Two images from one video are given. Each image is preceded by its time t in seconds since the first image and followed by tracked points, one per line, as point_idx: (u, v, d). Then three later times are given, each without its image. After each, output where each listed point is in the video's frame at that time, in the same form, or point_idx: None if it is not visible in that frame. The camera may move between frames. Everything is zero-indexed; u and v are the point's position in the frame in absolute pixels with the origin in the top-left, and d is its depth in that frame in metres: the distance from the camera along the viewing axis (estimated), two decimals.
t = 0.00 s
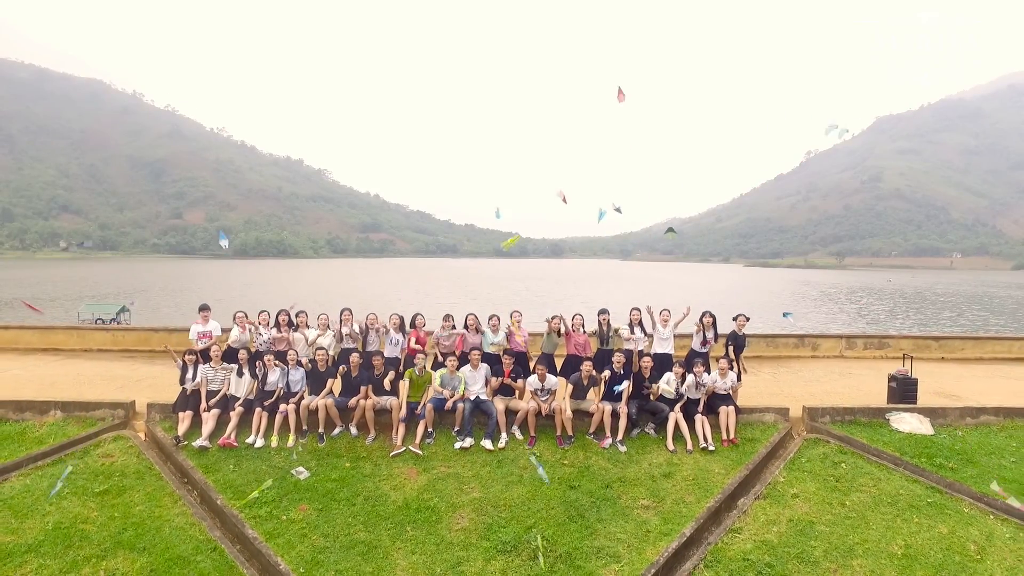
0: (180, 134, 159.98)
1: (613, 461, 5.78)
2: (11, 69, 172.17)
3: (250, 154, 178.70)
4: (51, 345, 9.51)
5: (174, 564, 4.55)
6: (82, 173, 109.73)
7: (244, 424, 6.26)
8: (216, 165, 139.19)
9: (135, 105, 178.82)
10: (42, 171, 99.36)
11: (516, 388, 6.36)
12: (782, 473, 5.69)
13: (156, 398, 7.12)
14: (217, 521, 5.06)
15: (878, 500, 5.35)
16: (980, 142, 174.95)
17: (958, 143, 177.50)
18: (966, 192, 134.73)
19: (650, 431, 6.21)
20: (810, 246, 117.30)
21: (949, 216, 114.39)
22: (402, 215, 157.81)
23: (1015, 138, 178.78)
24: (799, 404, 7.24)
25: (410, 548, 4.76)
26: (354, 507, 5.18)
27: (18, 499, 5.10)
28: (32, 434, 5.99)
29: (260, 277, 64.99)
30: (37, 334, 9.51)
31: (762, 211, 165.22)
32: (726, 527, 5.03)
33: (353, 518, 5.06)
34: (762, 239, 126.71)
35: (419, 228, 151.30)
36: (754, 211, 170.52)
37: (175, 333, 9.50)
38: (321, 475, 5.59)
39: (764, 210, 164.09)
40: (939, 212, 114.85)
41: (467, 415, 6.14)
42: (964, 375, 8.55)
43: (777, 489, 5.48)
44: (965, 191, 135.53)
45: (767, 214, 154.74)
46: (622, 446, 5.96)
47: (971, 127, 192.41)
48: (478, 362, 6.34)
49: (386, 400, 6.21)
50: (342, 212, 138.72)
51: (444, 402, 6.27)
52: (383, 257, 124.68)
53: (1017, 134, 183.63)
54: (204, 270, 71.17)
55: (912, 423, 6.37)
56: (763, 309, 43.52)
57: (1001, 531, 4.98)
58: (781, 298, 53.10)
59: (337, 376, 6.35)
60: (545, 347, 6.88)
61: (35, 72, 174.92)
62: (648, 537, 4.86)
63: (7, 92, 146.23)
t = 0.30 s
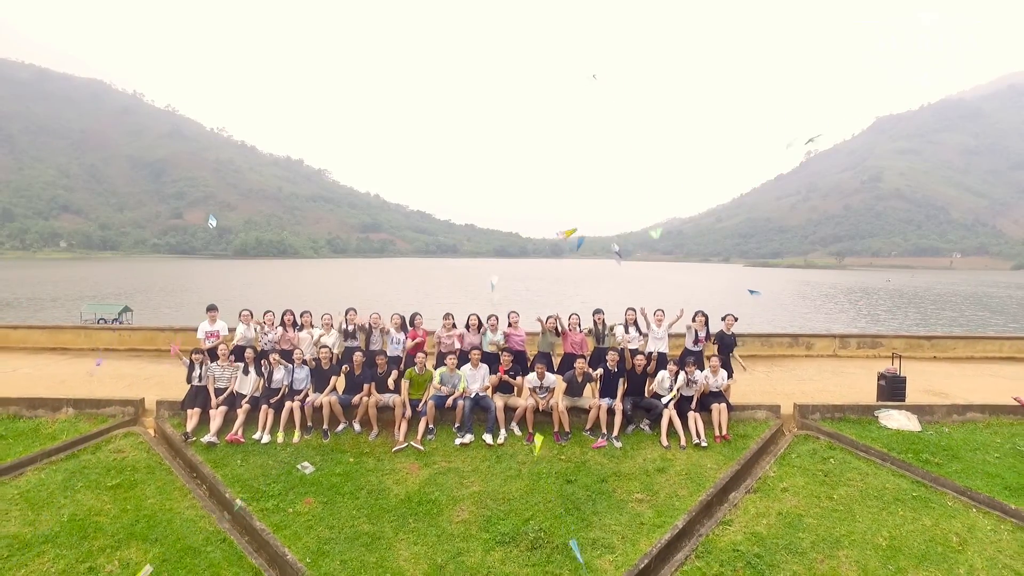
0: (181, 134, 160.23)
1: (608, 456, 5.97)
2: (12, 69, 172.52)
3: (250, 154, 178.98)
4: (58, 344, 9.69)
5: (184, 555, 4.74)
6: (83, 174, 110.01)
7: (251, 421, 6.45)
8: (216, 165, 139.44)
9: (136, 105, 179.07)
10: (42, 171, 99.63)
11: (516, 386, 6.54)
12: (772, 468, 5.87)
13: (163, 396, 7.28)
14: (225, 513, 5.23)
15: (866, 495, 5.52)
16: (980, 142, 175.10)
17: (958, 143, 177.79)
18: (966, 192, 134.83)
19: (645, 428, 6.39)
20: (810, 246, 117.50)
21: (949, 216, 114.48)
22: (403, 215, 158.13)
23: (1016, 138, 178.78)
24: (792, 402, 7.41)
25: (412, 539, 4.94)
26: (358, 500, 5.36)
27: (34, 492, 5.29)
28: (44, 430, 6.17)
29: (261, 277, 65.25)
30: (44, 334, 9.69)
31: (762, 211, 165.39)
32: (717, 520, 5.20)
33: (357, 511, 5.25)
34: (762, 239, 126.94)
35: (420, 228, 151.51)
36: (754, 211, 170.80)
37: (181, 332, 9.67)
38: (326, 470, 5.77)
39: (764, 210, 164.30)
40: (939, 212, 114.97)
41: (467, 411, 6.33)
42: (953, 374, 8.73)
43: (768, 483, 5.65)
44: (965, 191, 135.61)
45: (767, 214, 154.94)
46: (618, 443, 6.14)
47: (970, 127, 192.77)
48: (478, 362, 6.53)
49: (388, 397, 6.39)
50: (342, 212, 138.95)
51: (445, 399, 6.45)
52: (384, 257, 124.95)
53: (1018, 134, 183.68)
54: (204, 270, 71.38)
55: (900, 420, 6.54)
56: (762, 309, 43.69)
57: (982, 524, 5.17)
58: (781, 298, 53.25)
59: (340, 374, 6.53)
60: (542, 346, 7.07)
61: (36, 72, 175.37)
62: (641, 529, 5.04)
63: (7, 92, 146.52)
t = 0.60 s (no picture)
0: (181, 135, 160.63)
1: (604, 449, 6.20)
2: (12, 69, 173.02)
3: (250, 154, 179.39)
4: (70, 343, 9.95)
5: (199, 541, 5.02)
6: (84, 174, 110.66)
7: (260, 415, 6.71)
8: (216, 165, 139.77)
9: (136, 105, 179.59)
10: (43, 171, 100.05)
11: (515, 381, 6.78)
12: (760, 460, 6.11)
13: (173, 393, 7.54)
14: (236, 502, 5.49)
15: (849, 485, 5.78)
16: (980, 142, 175.33)
17: (958, 143, 178.12)
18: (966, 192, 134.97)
19: (638, 423, 6.64)
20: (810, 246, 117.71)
21: (949, 216, 114.70)
22: (403, 216, 158.49)
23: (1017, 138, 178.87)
24: (781, 398, 7.67)
25: (416, 527, 5.20)
26: (363, 490, 5.63)
27: (55, 482, 5.57)
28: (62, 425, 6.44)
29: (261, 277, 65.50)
30: (55, 332, 9.96)
31: (762, 211, 165.58)
32: (705, 509, 5.46)
33: (364, 500, 5.51)
34: (762, 239, 127.09)
35: (420, 228, 151.91)
36: (754, 212, 171.18)
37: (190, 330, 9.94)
38: (333, 462, 6.02)
39: (764, 210, 164.47)
40: (939, 212, 115.21)
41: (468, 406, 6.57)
42: (940, 372, 8.98)
43: (755, 475, 5.91)
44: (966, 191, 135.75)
45: (767, 214, 155.19)
46: (611, 436, 6.39)
47: (971, 127, 193.16)
48: (479, 359, 6.78)
49: (391, 393, 6.63)
50: (343, 212, 139.28)
51: (446, 394, 6.70)
52: (384, 257, 125.27)
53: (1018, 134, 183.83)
54: (205, 270, 71.66)
55: (885, 415, 6.78)
56: (764, 309, 43.82)
57: (961, 515, 5.42)
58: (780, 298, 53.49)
59: (345, 371, 6.79)
60: (540, 343, 7.35)
61: (36, 73, 175.98)
62: (632, 519, 5.27)
63: (8, 92, 146.98)
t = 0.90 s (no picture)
0: (182, 135, 161.41)
1: (597, 440, 6.53)
2: (13, 69, 173.98)
3: (251, 155, 180.12)
4: (83, 340, 10.29)
5: (216, 526, 5.37)
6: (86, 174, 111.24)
7: (270, 409, 7.02)
8: (217, 165, 140.35)
9: (136, 106, 180.52)
10: (45, 172, 100.64)
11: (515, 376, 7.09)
12: (746, 450, 6.44)
13: (187, 388, 7.84)
14: (250, 490, 5.83)
15: (829, 473, 6.10)
16: (980, 142, 175.59)
17: (959, 143, 178.41)
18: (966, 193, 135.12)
19: (631, 416, 6.96)
20: (810, 246, 118.17)
21: (949, 216, 114.91)
22: (404, 216, 159.02)
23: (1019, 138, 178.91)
24: (770, 393, 7.97)
25: (420, 513, 5.51)
26: (369, 479, 5.93)
27: (78, 471, 5.92)
28: (82, 417, 6.76)
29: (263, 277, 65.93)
30: (69, 330, 10.29)
31: (762, 211, 165.91)
32: (693, 496, 5.78)
33: (370, 488, 5.82)
34: (762, 240, 127.50)
35: (421, 229, 152.44)
36: (754, 212, 171.51)
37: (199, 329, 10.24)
38: (341, 452, 6.34)
39: (764, 211, 164.85)
40: (939, 212, 115.47)
41: (469, 401, 6.87)
42: (923, 368, 9.28)
43: (741, 464, 6.22)
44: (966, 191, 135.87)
45: (767, 215, 155.67)
46: (605, 428, 6.71)
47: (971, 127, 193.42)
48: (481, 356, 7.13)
49: (396, 387, 6.93)
50: (343, 213, 139.89)
51: (448, 389, 7.03)
52: (385, 257, 125.78)
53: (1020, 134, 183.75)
54: (206, 270, 72.09)
55: (867, 408, 7.10)
56: (764, 309, 44.08)
57: (936, 503, 5.75)
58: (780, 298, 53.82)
59: (352, 365, 7.10)
60: (538, 339, 7.71)
61: (37, 73, 177.15)
62: (623, 505, 5.58)
63: (10, 92, 147.80)
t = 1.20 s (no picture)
0: (182, 135, 162.06)
1: (591, 431, 6.90)
2: (14, 70, 174.73)
3: (251, 155, 180.77)
4: (96, 338, 10.66)
5: (233, 508, 5.76)
6: (88, 174, 111.77)
7: (282, 402, 7.41)
8: (218, 165, 140.87)
9: (137, 107, 181.30)
10: (46, 172, 101.23)
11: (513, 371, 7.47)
12: (732, 441, 6.81)
13: (201, 381, 8.25)
14: (263, 477, 6.19)
15: (810, 461, 6.47)
16: (981, 142, 175.72)
17: (959, 143, 178.85)
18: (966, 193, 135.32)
19: (624, 408, 7.32)
20: (809, 247, 118.55)
21: (949, 216, 115.18)
22: (404, 217, 159.51)
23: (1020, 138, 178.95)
24: (756, 387, 8.34)
25: (423, 497, 5.91)
26: (376, 467, 6.31)
27: (102, 458, 6.33)
28: (103, 410, 7.17)
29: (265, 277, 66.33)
30: (83, 328, 10.67)
31: (762, 211, 166.29)
32: (680, 482, 6.15)
33: (378, 474, 6.20)
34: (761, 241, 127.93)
35: (421, 229, 152.96)
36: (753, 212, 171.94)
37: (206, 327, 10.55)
38: (349, 441, 6.73)
39: (764, 211, 165.24)
40: (939, 212, 115.73)
41: (469, 393, 7.23)
42: (907, 365, 9.63)
43: (726, 453, 6.59)
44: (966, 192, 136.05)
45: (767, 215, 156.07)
46: (599, 420, 7.08)
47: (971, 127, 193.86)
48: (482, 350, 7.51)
49: (401, 381, 7.31)
50: (344, 213, 140.50)
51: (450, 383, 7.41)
52: (385, 257, 126.29)
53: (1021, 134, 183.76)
54: (208, 270, 72.61)
55: (848, 401, 7.47)
56: (762, 309, 44.58)
57: (909, 488, 6.14)
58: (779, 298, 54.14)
59: (358, 361, 7.48)
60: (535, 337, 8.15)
61: (38, 74, 177.81)
62: (613, 492, 5.95)
63: (11, 93, 148.45)
